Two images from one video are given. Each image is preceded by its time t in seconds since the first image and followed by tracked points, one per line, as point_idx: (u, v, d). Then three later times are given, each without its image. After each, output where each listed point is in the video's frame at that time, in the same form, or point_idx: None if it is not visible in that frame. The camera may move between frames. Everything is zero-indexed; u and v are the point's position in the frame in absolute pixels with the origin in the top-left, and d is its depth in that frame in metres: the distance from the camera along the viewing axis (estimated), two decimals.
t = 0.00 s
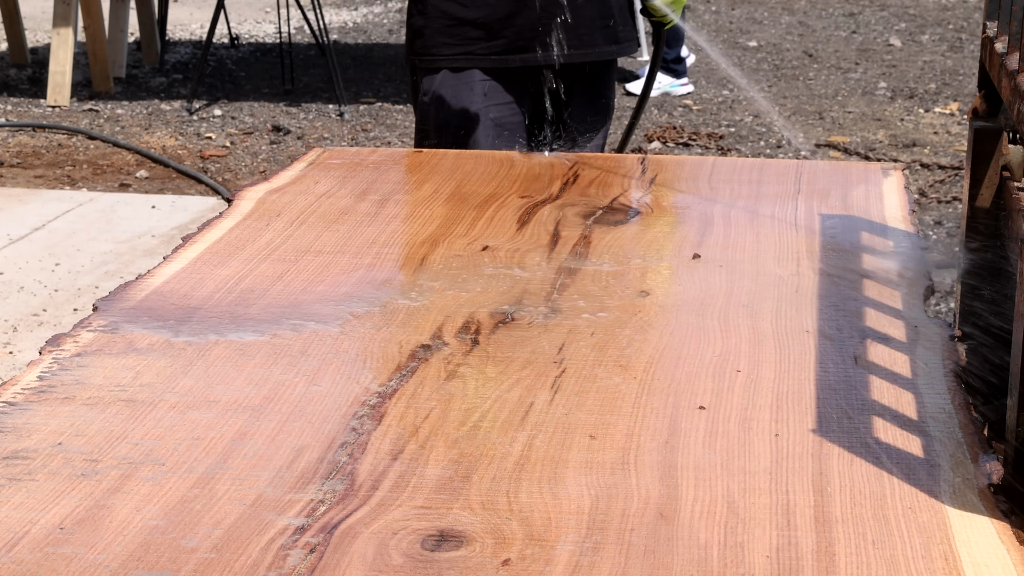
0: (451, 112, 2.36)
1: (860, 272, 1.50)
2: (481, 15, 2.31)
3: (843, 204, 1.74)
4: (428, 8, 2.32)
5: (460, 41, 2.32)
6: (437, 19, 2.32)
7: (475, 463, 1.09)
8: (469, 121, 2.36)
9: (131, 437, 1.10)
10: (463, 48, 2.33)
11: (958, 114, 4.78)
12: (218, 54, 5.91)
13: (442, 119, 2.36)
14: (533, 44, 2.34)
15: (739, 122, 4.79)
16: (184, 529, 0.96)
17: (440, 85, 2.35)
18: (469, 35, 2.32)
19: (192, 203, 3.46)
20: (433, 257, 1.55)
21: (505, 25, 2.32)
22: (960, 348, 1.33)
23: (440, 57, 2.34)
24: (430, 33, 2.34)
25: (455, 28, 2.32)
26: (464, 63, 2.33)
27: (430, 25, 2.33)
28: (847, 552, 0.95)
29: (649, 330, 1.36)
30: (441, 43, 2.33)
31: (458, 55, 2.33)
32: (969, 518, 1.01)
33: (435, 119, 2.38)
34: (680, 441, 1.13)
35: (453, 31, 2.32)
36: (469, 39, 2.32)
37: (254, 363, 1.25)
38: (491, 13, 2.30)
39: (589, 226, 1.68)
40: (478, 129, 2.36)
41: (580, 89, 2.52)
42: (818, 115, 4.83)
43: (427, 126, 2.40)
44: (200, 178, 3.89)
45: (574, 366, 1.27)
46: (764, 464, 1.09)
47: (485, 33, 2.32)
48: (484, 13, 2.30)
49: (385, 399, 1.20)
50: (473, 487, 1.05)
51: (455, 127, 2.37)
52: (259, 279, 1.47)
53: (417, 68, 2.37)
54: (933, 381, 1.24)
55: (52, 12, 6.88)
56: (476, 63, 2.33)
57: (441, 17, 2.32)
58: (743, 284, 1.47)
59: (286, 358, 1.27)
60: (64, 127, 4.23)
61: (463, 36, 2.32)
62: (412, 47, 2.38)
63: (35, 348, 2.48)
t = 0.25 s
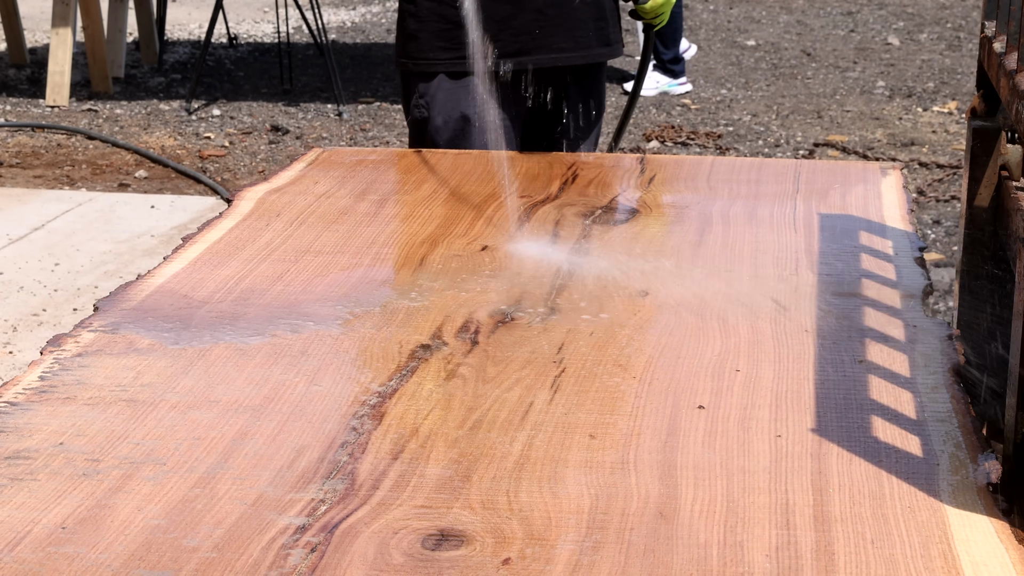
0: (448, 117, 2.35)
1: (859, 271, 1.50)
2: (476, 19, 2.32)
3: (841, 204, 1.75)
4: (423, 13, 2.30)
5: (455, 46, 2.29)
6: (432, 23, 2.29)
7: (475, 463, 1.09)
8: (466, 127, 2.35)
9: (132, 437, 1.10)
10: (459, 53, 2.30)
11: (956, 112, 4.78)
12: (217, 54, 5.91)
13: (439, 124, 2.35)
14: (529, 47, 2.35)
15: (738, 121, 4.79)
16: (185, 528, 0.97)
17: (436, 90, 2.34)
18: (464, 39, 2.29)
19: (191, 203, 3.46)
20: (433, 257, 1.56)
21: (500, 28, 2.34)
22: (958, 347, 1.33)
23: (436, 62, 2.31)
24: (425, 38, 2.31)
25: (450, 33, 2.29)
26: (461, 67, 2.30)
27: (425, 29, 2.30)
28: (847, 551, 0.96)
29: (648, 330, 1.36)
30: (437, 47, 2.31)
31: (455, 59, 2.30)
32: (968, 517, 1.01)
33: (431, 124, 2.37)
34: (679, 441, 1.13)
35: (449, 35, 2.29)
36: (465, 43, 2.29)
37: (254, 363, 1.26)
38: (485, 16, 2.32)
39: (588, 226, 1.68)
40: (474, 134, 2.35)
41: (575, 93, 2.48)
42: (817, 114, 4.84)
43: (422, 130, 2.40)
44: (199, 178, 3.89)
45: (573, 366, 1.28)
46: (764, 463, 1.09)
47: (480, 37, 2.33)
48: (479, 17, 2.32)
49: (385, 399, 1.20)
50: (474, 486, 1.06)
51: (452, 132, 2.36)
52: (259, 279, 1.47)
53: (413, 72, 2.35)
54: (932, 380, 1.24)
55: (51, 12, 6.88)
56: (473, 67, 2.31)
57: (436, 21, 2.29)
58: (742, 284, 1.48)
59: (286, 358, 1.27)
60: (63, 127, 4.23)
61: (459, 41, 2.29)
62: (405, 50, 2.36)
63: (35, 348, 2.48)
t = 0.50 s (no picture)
0: (444, 119, 2.35)
1: (856, 270, 1.51)
2: (471, 19, 2.31)
3: (839, 202, 1.75)
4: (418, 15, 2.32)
5: (450, 47, 2.31)
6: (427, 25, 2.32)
7: (474, 461, 1.09)
8: (462, 128, 2.36)
9: (131, 436, 1.10)
10: (454, 54, 2.32)
11: (954, 111, 4.78)
12: (215, 53, 5.90)
13: (434, 125, 2.36)
14: (525, 47, 2.34)
15: (736, 120, 4.79)
16: (184, 526, 0.97)
17: (431, 92, 2.35)
18: (460, 40, 2.31)
19: (189, 202, 3.46)
20: (431, 256, 1.56)
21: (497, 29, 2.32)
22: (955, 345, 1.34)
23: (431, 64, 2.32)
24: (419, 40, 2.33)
25: (445, 34, 2.31)
26: (456, 69, 2.32)
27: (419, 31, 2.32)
28: (844, 549, 0.96)
29: (646, 328, 1.36)
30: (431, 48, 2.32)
31: (450, 60, 2.32)
32: (965, 514, 1.01)
33: (426, 125, 2.38)
34: (677, 438, 1.13)
35: (444, 37, 2.32)
36: (460, 44, 2.31)
37: (253, 362, 1.26)
38: (481, 17, 2.30)
39: (587, 224, 1.68)
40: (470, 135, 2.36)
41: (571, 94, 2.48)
42: (815, 112, 4.84)
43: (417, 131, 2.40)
44: (198, 177, 3.89)
45: (572, 364, 1.28)
46: (762, 461, 1.09)
47: (475, 37, 2.31)
48: (474, 18, 2.31)
49: (384, 398, 1.20)
50: (472, 484, 1.06)
51: (448, 133, 2.37)
52: (258, 278, 1.47)
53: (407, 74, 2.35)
54: (929, 378, 1.24)
55: (49, 12, 6.88)
56: (468, 68, 2.32)
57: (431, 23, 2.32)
58: (739, 282, 1.48)
59: (285, 357, 1.27)
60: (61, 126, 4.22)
61: (455, 42, 2.31)
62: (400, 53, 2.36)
63: (34, 347, 2.48)
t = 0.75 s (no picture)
0: (439, 119, 2.34)
1: (855, 268, 1.51)
2: (468, 19, 2.30)
3: (838, 200, 1.75)
4: (413, 15, 2.29)
5: (446, 47, 2.31)
6: (423, 25, 2.30)
7: (474, 459, 1.09)
8: (458, 127, 2.35)
9: (131, 434, 1.10)
10: (450, 54, 2.31)
11: (952, 110, 4.79)
12: (213, 52, 5.90)
13: (429, 125, 2.34)
14: (522, 46, 2.34)
15: (734, 118, 4.80)
16: (185, 524, 0.97)
17: (427, 92, 2.33)
18: (456, 39, 2.31)
19: (188, 201, 3.45)
20: (430, 254, 1.56)
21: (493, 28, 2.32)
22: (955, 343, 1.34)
23: (427, 63, 2.31)
24: (415, 40, 2.31)
25: (441, 34, 2.30)
26: (452, 68, 2.32)
27: (415, 31, 2.30)
28: (844, 546, 0.96)
29: (645, 326, 1.36)
30: (428, 48, 2.30)
31: (446, 60, 2.32)
32: (966, 511, 1.01)
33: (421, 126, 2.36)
34: (677, 436, 1.13)
35: (440, 36, 2.30)
36: (456, 44, 2.31)
37: (253, 360, 1.26)
38: (478, 17, 2.30)
39: (586, 222, 1.68)
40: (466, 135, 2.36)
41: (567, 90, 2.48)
42: (812, 111, 4.84)
43: (411, 131, 2.38)
44: (196, 176, 3.88)
45: (571, 362, 1.28)
46: (762, 459, 1.09)
47: (472, 36, 2.31)
48: (471, 17, 2.30)
49: (383, 396, 1.20)
50: (472, 482, 1.06)
51: (443, 133, 2.36)
52: (257, 276, 1.47)
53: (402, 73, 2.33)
54: (929, 376, 1.24)
55: (47, 11, 6.87)
56: (465, 68, 2.33)
57: (427, 23, 2.29)
58: (738, 280, 1.48)
59: (284, 355, 1.27)
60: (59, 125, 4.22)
61: (451, 42, 2.31)
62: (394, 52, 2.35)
63: (33, 346, 2.47)
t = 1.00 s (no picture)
0: (439, 120, 2.35)
1: (854, 267, 1.51)
2: (470, 19, 2.29)
3: (837, 200, 1.75)
4: (414, 16, 2.29)
5: (449, 48, 2.30)
6: (424, 26, 2.29)
7: (474, 458, 1.10)
8: (457, 128, 2.36)
9: (131, 434, 1.10)
10: (453, 55, 2.30)
11: (950, 109, 4.79)
12: (211, 51, 5.90)
13: (429, 126, 2.36)
14: (524, 45, 2.34)
15: (732, 117, 4.80)
16: (185, 524, 0.97)
17: (427, 93, 2.34)
18: (458, 40, 2.30)
19: (186, 201, 3.45)
20: (429, 254, 1.56)
21: (495, 27, 2.31)
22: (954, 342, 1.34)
23: (429, 65, 2.30)
24: (416, 41, 2.30)
25: (443, 35, 2.29)
26: (455, 69, 2.31)
27: (417, 32, 2.29)
28: (844, 545, 0.96)
29: (645, 325, 1.36)
30: (429, 50, 2.30)
31: (450, 61, 2.30)
32: (965, 510, 1.02)
33: (420, 126, 2.37)
34: (677, 435, 1.14)
35: (442, 37, 2.29)
36: (459, 44, 2.30)
37: (253, 360, 1.26)
38: (481, 16, 2.29)
39: (585, 222, 1.68)
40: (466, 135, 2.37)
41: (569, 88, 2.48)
42: (810, 110, 4.85)
43: (411, 132, 2.39)
44: (194, 176, 3.88)
45: (571, 362, 1.28)
46: (761, 458, 1.10)
47: (475, 37, 2.30)
48: (473, 16, 2.30)
49: (383, 395, 1.20)
50: (472, 482, 1.06)
51: (443, 134, 2.37)
52: (257, 276, 1.47)
53: (402, 74, 2.33)
54: (928, 375, 1.24)
55: (44, 11, 6.86)
56: (468, 68, 2.32)
57: (428, 24, 2.29)
58: (738, 279, 1.48)
59: (285, 355, 1.27)
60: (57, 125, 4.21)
61: (454, 42, 2.30)
62: (393, 53, 2.33)
63: (32, 346, 2.47)
